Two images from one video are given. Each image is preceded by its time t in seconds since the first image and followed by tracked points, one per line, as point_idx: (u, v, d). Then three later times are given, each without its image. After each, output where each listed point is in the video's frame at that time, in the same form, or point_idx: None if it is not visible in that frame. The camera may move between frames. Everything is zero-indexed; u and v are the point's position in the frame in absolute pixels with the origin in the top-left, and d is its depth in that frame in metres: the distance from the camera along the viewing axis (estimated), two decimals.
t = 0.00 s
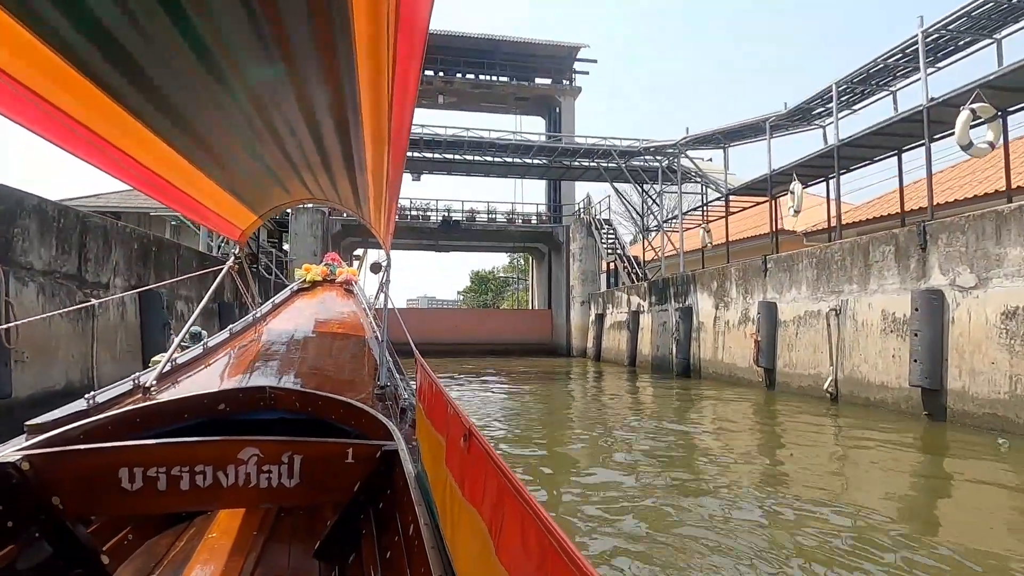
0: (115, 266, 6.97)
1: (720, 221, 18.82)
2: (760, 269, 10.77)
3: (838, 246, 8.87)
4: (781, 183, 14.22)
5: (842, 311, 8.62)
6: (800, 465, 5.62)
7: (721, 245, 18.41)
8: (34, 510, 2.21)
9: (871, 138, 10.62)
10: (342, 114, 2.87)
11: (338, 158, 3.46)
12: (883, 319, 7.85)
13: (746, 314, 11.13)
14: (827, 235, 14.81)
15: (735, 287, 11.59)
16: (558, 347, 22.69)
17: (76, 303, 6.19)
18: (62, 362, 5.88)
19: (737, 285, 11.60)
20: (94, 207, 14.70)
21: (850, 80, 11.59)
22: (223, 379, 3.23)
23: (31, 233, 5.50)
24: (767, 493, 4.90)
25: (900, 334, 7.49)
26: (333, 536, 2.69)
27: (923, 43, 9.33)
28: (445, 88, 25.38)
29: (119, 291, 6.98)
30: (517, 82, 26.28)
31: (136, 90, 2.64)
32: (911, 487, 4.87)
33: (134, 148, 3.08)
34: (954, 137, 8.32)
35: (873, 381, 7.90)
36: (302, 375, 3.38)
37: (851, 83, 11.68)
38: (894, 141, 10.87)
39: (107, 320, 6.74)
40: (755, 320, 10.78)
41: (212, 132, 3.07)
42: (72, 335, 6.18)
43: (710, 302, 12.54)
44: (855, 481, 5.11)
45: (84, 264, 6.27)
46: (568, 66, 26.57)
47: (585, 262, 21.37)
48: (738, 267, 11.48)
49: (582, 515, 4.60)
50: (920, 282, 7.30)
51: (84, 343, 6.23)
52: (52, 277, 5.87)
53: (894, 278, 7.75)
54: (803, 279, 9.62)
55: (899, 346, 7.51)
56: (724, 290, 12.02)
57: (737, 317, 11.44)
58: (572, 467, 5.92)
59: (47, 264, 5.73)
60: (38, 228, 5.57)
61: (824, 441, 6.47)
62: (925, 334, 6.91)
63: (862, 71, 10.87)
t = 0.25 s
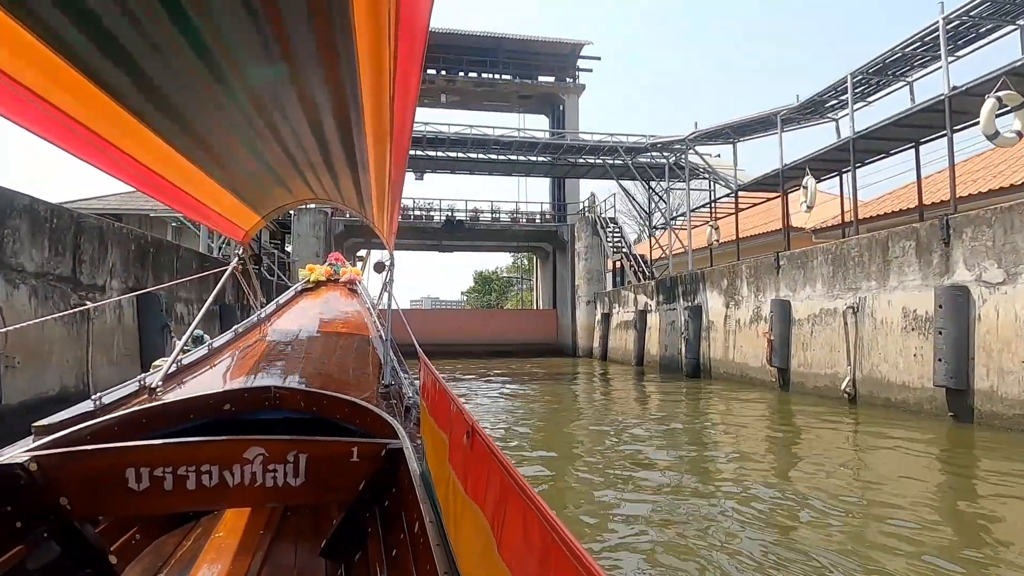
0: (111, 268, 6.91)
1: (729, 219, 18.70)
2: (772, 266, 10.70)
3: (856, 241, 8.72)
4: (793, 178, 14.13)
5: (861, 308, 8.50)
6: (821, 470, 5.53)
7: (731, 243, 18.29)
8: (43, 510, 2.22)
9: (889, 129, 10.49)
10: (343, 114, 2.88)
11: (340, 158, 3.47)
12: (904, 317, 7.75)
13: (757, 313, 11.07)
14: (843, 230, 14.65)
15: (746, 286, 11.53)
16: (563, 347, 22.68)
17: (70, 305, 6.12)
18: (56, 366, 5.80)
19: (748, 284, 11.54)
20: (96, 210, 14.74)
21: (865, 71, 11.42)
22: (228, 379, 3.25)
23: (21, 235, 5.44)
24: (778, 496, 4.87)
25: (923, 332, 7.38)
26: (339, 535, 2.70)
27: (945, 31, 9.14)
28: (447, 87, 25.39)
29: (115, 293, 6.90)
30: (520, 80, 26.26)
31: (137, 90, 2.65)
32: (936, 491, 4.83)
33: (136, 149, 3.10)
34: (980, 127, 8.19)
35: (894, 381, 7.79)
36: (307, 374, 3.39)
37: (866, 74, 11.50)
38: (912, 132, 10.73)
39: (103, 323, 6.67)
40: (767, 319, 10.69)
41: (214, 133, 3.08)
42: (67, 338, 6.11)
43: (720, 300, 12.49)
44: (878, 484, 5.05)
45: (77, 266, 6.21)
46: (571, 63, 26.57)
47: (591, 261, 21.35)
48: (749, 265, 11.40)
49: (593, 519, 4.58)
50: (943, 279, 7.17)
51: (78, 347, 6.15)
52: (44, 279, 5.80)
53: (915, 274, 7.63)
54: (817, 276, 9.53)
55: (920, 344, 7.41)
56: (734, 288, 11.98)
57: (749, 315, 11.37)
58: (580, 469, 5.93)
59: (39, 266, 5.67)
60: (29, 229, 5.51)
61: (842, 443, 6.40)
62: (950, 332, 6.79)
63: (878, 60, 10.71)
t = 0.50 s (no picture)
0: (106, 272, 6.75)
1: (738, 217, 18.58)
2: (783, 266, 10.64)
3: (872, 239, 8.60)
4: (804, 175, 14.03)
5: (877, 308, 8.38)
6: (837, 475, 5.48)
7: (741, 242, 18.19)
8: (51, 515, 2.24)
9: (906, 123, 10.34)
10: (345, 117, 2.90)
11: (342, 160, 3.49)
12: (923, 317, 7.60)
13: (768, 314, 11.01)
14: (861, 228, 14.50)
15: (755, 287, 11.51)
16: (568, 349, 22.66)
17: (63, 311, 5.94)
18: (49, 373, 5.60)
19: (758, 284, 11.48)
20: (97, 214, 14.76)
21: (880, 65, 11.23)
22: (233, 384, 3.27)
23: (10, 236, 5.27)
24: (790, 504, 4.82)
25: (944, 333, 7.24)
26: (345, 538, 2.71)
27: (963, 23, 8.97)
28: (449, 88, 25.40)
29: (110, 298, 6.74)
30: (522, 80, 26.24)
31: (138, 94, 2.67)
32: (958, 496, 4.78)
33: (137, 152, 3.12)
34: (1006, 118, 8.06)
35: (914, 384, 7.65)
36: (311, 377, 3.41)
37: (880, 68, 11.31)
38: (931, 126, 10.57)
39: (98, 329, 6.49)
40: (779, 320, 10.60)
41: (216, 136, 3.10)
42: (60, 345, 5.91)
43: (729, 301, 12.44)
44: (897, 489, 5.01)
45: (70, 270, 6.04)
46: (572, 63, 26.57)
47: (595, 262, 21.32)
48: (759, 265, 11.34)
49: (602, 527, 4.55)
50: (965, 277, 7.04)
51: (72, 353, 5.95)
52: (36, 283, 5.62)
53: (935, 273, 7.48)
54: (831, 276, 9.42)
55: (942, 346, 7.26)
56: (743, 289, 11.95)
57: (759, 316, 11.31)
58: (585, 474, 5.93)
59: (30, 269, 5.49)
60: (19, 232, 5.34)
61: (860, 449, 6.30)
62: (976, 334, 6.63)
63: (892, 54, 10.53)
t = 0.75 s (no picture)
0: (98, 272, 6.64)
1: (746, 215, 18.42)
2: (793, 265, 10.57)
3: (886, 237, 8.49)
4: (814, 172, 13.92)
5: (892, 308, 8.26)
6: (852, 480, 5.44)
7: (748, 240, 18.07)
8: (55, 516, 2.25)
9: (920, 119, 10.19)
10: (347, 119, 2.90)
11: (344, 163, 3.50)
12: (941, 317, 7.45)
13: (777, 314, 10.96)
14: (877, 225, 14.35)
15: (763, 287, 11.47)
16: (571, 350, 22.63)
17: (52, 312, 5.84)
18: (37, 377, 5.48)
19: (766, 284, 11.43)
20: (95, 214, 14.79)
21: (892, 60, 11.04)
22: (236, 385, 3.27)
23: None
24: (800, 510, 4.77)
25: (963, 334, 7.08)
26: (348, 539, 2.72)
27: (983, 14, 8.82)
28: (450, 87, 25.37)
29: (101, 299, 6.63)
30: (523, 79, 26.22)
31: (141, 98, 2.68)
32: (976, 501, 4.73)
33: (138, 155, 3.13)
34: None
35: (932, 387, 7.50)
36: (314, 379, 3.42)
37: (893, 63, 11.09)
38: (949, 121, 10.43)
39: (89, 330, 6.40)
40: (789, 320, 10.51)
41: (218, 139, 3.11)
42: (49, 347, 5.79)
43: (736, 302, 12.41)
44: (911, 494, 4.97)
45: (58, 270, 5.92)
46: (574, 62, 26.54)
47: (598, 262, 21.29)
48: (768, 266, 11.29)
49: (606, 531, 4.54)
50: (987, 276, 6.87)
51: (61, 356, 5.83)
52: (24, 284, 5.52)
53: (954, 272, 7.34)
54: (843, 275, 9.32)
55: (961, 349, 7.10)
56: (751, 289, 11.91)
57: (768, 317, 11.26)
58: (588, 477, 5.93)
59: (17, 270, 5.39)
60: (5, 231, 5.22)
61: (875, 453, 6.21)
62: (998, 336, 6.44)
63: (905, 48, 10.33)
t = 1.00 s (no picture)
0: (88, 273, 6.53)
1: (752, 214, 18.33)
2: (801, 265, 10.53)
3: (899, 236, 8.43)
4: (822, 170, 13.86)
5: (904, 308, 8.22)
6: (860, 484, 5.41)
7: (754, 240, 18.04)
8: (55, 519, 2.25)
9: (933, 113, 10.11)
10: (345, 121, 2.90)
11: (343, 165, 3.50)
12: (958, 317, 7.35)
13: (784, 314, 10.93)
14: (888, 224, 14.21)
15: (770, 286, 11.44)
16: (572, 351, 22.61)
17: (38, 314, 5.69)
18: (25, 381, 5.33)
19: (773, 284, 11.40)
20: (89, 216, 14.90)
21: (903, 53, 10.96)
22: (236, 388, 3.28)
23: None
24: (808, 514, 4.75)
25: (981, 335, 6.98)
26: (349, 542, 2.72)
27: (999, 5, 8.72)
28: (450, 87, 25.33)
29: (90, 300, 6.50)
30: (523, 78, 26.20)
31: (140, 102, 2.68)
32: (992, 505, 4.69)
33: (137, 159, 3.13)
34: None
35: (948, 389, 7.41)
36: (314, 381, 3.42)
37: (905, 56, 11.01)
38: (964, 116, 10.33)
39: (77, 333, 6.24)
40: (797, 321, 10.48)
41: (217, 142, 3.11)
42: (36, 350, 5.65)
43: (742, 302, 12.39)
44: (927, 497, 4.95)
45: (45, 271, 5.77)
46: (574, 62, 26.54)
47: (599, 263, 21.27)
48: (775, 266, 11.25)
49: (610, 536, 4.52)
50: (1005, 274, 6.77)
51: (49, 360, 5.68)
52: (8, 285, 5.37)
53: (970, 271, 7.25)
54: (853, 275, 9.28)
55: (978, 350, 7.01)
56: (757, 290, 11.89)
57: (775, 317, 11.22)
58: (594, 481, 5.91)
59: (2, 270, 5.24)
60: None
61: (889, 457, 6.14)
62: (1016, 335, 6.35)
63: (917, 40, 10.24)
